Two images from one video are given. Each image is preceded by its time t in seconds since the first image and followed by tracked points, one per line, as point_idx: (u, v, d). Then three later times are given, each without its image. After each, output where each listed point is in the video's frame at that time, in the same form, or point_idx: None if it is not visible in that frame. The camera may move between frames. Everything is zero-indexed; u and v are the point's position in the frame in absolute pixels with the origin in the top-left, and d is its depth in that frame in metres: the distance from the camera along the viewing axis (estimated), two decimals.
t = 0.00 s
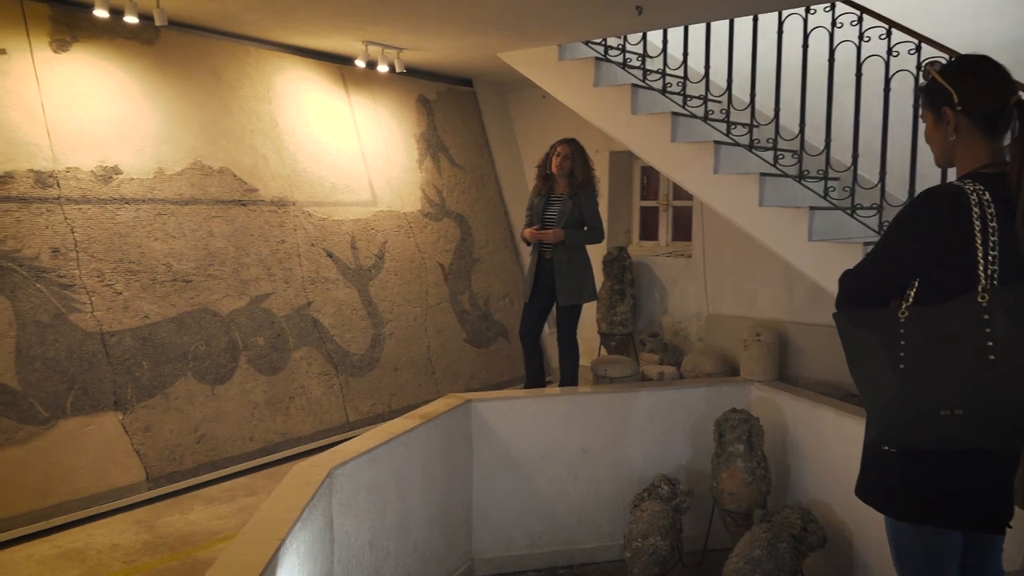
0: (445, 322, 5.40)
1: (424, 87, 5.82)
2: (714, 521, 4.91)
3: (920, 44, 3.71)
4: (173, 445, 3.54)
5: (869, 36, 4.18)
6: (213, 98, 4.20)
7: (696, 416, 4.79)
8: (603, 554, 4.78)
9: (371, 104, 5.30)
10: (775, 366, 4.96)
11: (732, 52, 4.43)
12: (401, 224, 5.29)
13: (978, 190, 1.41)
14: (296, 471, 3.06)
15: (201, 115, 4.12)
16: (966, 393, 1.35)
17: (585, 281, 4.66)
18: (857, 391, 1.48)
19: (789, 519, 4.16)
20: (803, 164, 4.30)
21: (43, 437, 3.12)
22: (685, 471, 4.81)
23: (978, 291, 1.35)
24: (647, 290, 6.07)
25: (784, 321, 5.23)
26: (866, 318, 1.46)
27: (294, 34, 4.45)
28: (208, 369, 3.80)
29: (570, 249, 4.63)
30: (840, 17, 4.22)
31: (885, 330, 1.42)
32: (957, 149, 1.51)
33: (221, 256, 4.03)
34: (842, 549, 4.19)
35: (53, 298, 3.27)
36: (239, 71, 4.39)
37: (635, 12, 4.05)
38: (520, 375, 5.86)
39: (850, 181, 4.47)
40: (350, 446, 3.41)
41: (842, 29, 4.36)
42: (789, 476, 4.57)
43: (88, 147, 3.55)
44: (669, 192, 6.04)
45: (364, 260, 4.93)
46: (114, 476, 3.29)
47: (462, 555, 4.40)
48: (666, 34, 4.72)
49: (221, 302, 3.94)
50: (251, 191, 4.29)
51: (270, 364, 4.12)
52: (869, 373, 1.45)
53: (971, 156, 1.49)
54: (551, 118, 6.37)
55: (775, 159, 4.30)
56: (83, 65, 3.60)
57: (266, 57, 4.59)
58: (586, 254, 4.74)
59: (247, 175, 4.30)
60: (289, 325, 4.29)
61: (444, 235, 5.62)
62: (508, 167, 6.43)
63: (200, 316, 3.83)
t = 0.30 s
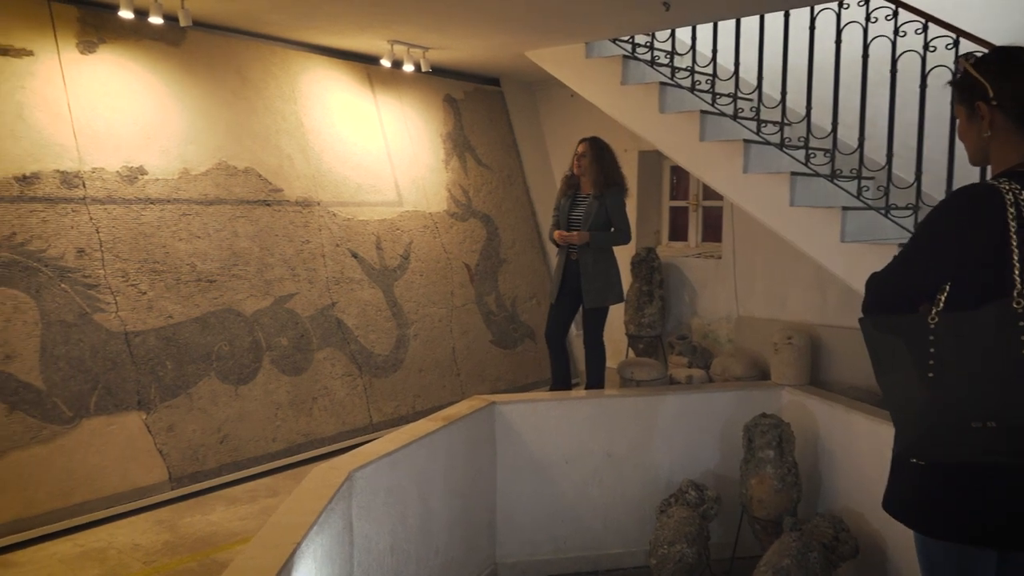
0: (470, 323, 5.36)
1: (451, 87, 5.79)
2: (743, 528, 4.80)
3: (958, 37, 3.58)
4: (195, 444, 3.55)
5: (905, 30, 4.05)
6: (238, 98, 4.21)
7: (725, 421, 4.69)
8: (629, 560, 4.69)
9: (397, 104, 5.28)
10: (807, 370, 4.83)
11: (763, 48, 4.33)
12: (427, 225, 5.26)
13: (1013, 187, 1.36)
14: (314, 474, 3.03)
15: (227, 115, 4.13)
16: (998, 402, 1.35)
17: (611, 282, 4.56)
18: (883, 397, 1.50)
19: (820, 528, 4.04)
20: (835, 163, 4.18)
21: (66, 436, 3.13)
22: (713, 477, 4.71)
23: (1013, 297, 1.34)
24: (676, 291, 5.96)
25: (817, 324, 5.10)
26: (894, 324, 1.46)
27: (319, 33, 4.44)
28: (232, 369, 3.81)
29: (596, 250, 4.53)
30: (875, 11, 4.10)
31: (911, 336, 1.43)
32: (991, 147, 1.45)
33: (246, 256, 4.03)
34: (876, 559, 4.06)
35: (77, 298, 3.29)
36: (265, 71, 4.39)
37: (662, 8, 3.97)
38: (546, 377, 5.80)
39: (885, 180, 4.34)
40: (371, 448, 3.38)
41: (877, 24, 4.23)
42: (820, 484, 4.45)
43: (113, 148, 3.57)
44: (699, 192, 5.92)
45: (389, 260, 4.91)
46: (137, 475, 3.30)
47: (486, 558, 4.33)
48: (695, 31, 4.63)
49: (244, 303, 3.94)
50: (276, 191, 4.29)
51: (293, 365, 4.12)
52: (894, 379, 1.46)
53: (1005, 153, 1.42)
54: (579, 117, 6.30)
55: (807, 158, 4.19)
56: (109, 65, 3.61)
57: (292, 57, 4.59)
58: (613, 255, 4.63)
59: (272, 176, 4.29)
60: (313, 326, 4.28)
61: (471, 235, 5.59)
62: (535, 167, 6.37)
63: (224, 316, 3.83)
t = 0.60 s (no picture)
0: (496, 325, 5.31)
1: (478, 86, 5.75)
2: (772, 534, 4.68)
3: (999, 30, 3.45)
4: (218, 444, 3.55)
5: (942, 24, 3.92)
6: (263, 98, 4.20)
7: (754, 426, 4.58)
8: (654, 566, 4.59)
9: (423, 103, 5.25)
10: (841, 374, 4.69)
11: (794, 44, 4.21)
12: (452, 225, 5.22)
13: None
14: (334, 475, 3.00)
15: (252, 115, 4.12)
16: None
17: (638, 284, 4.45)
18: (909, 405, 1.50)
19: (853, 537, 3.92)
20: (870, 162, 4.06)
21: (88, 435, 3.14)
22: (742, 483, 4.60)
23: None
24: (705, 292, 5.85)
25: (850, 327, 4.96)
26: (924, 330, 1.46)
27: (345, 33, 4.42)
28: (255, 370, 3.80)
29: (623, 251, 4.42)
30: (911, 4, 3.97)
31: (941, 342, 1.43)
32: None
33: (269, 256, 4.03)
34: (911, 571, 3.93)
35: (101, 297, 3.30)
36: (290, 71, 4.39)
37: (690, 4, 3.89)
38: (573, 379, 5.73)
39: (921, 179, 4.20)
40: (391, 450, 3.34)
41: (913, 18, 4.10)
42: (853, 491, 4.32)
43: (138, 148, 3.58)
44: (729, 192, 5.79)
45: (414, 261, 4.87)
46: (159, 475, 3.31)
47: (509, 562, 4.27)
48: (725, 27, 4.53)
49: (268, 303, 3.93)
50: (301, 191, 4.28)
51: (316, 365, 4.10)
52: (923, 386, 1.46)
53: None
54: (608, 116, 6.22)
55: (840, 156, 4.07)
56: (134, 65, 3.63)
57: (318, 57, 4.59)
58: (641, 257, 4.53)
59: (297, 175, 4.28)
60: (336, 327, 4.27)
61: (497, 235, 5.54)
62: (563, 167, 6.31)
63: (248, 317, 3.83)
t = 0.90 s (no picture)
0: (523, 326, 5.25)
1: (506, 85, 5.70)
2: (805, 542, 4.56)
3: None
4: (241, 444, 3.54)
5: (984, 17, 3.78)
6: (290, 98, 4.20)
7: (786, 432, 4.46)
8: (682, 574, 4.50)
9: (451, 103, 5.22)
10: (877, 379, 4.55)
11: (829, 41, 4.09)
12: (479, 225, 5.17)
13: None
14: (354, 478, 2.95)
15: (278, 115, 4.12)
16: None
17: (667, 285, 4.33)
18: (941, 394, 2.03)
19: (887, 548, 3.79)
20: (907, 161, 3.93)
21: (112, 434, 3.15)
22: (774, 490, 4.48)
23: None
24: (737, 294, 5.73)
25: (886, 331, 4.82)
26: (951, 337, 1.97)
27: (371, 32, 4.40)
28: (279, 370, 3.79)
29: (652, 252, 4.30)
30: None
31: (961, 347, 1.95)
32: None
33: (294, 256, 4.02)
34: None
35: (126, 297, 3.31)
36: (317, 71, 4.38)
37: None
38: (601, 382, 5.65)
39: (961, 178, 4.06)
40: (413, 452, 3.30)
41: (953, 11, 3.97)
42: (889, 500, 4.19)
43: (164, 148, 3.59)
44: (762, 193, 5.67)
45: (440, 261, 4.84)
46: (182, 474, 3.31)
47: (533, 567, 4.21)
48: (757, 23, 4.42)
49: (292, 303, 3.93)
50: (326, 191, 4.26)
51: (340, 366, 4.09)
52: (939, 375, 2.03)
53: None
54: (638, 115, 6.13)
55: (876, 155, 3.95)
56: (162, 66, 3.64)
57: (345, 56, 4.58)
58: (670, 258, 4.41)
59: (323, 175, 4.27)
60: (361, 327, 4.25)
61: (524, 235, 5.48)
62: (592, 166, 6.23)
63: (272, 317, 3.83)
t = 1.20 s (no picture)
0: (552, 327, 5.19)
1: (536, 84, 5.65)
2: (840, 552, 4.43)
3: None
4: (266, 445, 3.55)
5: None
6: (317, 98, 4.19)
7: (819, 438, 4.33)
8: None
9: (479, 102, 5.18)
10: (916, 384, 4.40)
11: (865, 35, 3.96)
12: (508, 225, 5.12)
13: None
14: (376, 479, 2.91)
15: (305, 116, 4.11)
16: None
17: (698, 286, 4.22)
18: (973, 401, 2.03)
19: (924, 560, 3.66)
20: (947, 160, 3.80)
21: (137, 433, 3.17)
22: (806, 497, 4.36)
23: None
24: (772, 296, 5.60)
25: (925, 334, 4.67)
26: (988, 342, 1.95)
27: (400, 31, 4.38)
28: (304, 370, 3.79)
29: (682, 252, 4.19)
30: None
31: (997, 356, 1.93)
32: None
33: (321, 256, 4.01)
34: None
35: (152, 296, 3.33)
36: (345, 70, 4.37)
37: None
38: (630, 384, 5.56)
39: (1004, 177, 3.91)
40: (436, 454, 3.26)
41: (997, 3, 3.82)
42: (927, 510, 4.05)
43: (192, 148, 3.60)
44: (797, 193, 5.53)
45: (468, 262, 4.80)
46: (206, 474, 3.32)
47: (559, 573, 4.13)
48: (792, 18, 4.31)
49: (318, 303, 3.92)
50: (353, 191, 4.24)
51: (365, 367, 4.07)
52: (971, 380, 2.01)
53: None
54: (670, 113, 6.02)
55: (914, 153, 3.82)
56: (190, 66, 3.66)
57: (374, 55, 4.57)
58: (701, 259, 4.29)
59: (350, 175, 4.25)
60: (387, 328, 4.22)
61: (554, 236, 5.42)
62: (624, 166, 6.14)
63: (298, 317, 3.82)
